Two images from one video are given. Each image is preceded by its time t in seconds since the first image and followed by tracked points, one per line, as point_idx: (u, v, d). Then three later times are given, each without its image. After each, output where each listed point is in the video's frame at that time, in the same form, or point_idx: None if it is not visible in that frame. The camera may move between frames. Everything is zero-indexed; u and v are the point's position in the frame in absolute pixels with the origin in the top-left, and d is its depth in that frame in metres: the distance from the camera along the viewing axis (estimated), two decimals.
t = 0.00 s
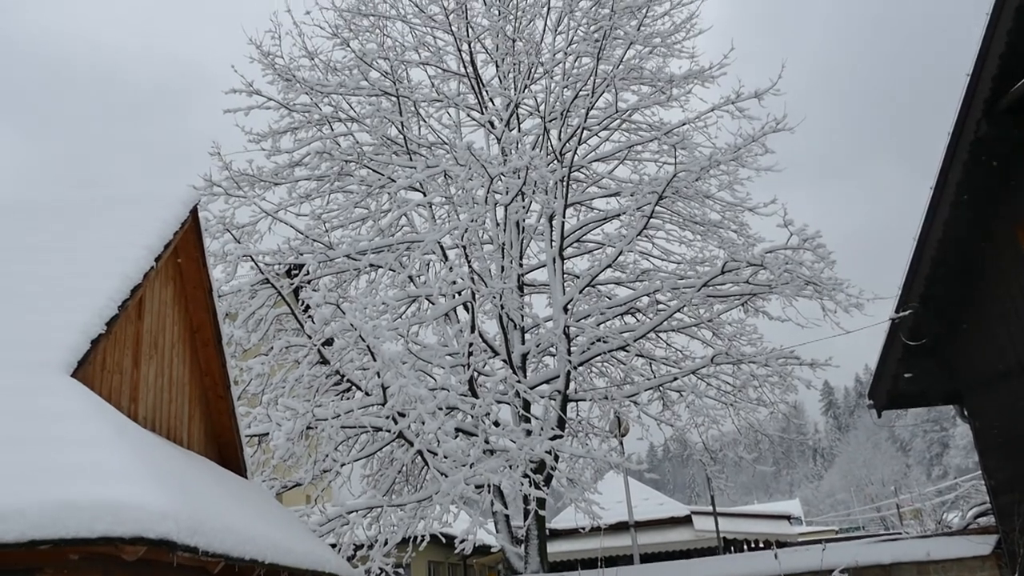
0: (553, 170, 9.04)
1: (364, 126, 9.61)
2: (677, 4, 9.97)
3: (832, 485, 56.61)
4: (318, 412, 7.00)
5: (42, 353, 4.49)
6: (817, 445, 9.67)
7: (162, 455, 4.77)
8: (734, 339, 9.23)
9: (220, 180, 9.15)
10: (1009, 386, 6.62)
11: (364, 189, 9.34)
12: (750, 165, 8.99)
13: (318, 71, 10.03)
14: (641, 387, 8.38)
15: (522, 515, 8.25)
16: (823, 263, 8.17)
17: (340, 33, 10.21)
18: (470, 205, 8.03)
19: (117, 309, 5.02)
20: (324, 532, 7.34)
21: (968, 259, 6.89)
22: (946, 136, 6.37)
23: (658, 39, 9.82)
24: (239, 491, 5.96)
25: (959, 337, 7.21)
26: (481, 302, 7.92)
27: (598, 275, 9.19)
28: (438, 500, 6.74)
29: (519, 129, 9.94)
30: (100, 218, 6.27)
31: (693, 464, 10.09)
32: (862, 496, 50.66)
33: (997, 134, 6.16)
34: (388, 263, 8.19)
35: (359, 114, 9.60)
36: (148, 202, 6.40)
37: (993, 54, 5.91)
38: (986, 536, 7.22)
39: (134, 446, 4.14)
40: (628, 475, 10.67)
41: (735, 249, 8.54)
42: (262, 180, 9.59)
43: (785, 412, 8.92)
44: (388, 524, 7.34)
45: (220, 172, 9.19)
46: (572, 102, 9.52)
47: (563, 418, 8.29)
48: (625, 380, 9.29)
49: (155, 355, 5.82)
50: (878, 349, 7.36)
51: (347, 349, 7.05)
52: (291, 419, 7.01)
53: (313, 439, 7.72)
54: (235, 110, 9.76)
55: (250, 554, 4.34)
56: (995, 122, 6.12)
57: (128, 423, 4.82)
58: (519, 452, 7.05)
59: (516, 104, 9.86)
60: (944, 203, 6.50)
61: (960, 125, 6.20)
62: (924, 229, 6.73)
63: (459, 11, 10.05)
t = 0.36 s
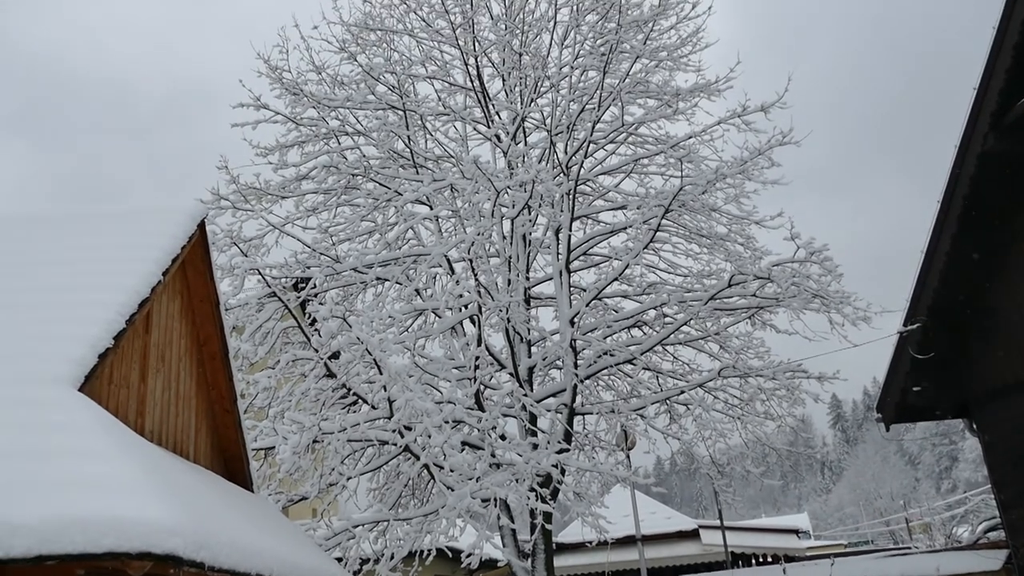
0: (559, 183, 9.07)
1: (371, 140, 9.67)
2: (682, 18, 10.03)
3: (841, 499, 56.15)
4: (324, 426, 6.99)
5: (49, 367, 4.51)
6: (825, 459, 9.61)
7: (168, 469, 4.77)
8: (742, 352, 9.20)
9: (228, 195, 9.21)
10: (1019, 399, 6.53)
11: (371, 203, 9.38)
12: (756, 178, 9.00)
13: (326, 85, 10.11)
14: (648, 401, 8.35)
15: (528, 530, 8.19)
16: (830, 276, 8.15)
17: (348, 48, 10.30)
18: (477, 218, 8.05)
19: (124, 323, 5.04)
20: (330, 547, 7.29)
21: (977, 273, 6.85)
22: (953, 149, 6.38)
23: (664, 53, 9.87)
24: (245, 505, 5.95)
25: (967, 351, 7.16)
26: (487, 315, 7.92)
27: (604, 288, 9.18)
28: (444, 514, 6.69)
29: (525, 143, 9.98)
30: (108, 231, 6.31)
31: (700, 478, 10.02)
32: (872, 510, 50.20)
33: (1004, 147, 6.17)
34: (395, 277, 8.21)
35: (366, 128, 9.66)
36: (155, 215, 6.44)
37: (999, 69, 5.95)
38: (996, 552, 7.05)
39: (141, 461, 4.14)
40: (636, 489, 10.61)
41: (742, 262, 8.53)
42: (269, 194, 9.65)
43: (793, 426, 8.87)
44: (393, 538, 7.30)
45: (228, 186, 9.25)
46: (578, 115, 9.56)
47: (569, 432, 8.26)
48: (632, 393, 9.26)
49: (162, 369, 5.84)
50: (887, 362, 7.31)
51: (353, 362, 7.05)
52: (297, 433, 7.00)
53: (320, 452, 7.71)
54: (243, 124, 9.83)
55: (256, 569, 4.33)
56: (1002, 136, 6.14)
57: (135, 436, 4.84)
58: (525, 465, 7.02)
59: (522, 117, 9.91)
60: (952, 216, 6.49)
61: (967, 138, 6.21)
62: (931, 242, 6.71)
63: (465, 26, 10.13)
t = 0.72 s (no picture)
0: (563, 197, 9.09)
1: (375, 153, 9.70)
2: (684, 32, 10.08)
3: (846, 513, 55.79)
4: (327, 439, 6.97)
5: (53, 382, 4.52)
6: (830, 472, 9.56)
7: (171, 483, 4.76)
8: (746, 365, 9.18)
9: (232, 208, 9.25)
10: None
11: (375, 216, 9.41)
12: (759, 191, 9.01)
13: (330, 99, 10.18)
14: (652, 414, 8.32)
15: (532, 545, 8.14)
16: (834, 289, 8.14)
17: (352, 62, 10.37)
18: (480, 231, 8.06)
19: (129, 337, 5.05)
20: (333, 561, 7.17)
21: (981, 286, 6.84)
22: (957, 161, 6.39)
23: (667, 66, 9.91)
24: (248, 519, 5.93)
25: (973, 365, 7.10)
26: (491, 328, 7.92)
27: (608, 301, 9.18)
28: (447, 528, 6.66)
29: (528, 156, 10.02)
30: (112, 246, 6.33)
31: (705, 492, 9.98)
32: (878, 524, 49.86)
33: (1008, 159, 6.18)
34: (399, 290, 8.22)
35: (370, 141, 9.70)
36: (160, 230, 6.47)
37: (1002, 82, 5.97)
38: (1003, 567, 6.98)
39: (145, 475, 4.14)
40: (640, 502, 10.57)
41: (745, 275, 8.53)
42: (273, 208, 9.69)
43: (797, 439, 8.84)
44: (397, 552, 7.26)
45: (232, 200, 9.29)
46: (581, 129, 9.59)
47: (573, 446, 8.23)
48: (636, 406, 9.23)
49: (165, 382, 5.84)
50: (891, 375, 7.28)
51: (356, 376, 7.04)
52: (300, 446, 6.99)
53: (323, 466, 7.69)
54: (247, 138, 9.88)
55: None
56: (1006, 148, 6.16)
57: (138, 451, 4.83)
58: (529, 479, 7.00)
59: (526, 131, 9.95)
60: (956, 228, 6.48)
61: (971, 150, 6.23)
62: (935, 254, 6.70)
63: (469, 40, 10.21)
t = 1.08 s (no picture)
0: (567, 210, 9.10)
1: (380, 167, 9.74)
2: (689, 46, 10.12)
3: (853, 527, 55.36)
4: (332, 453, 6.95)
5: (59, 396, 4.53)
6: (837, 486, 9.50)
7: (175, 497, 4.75)
8: (751, 378, 9.14)
9: (238, 222, 9.29)
10: None
11: (380, 229, 9.44)
12: (764, 204, 9.01)
13: (335, 113, 10.24)
14: (658, 427, 8.28)
15: (538, 560, 8.08)
16: (840, 302, 8.11)
17: (357, 76, 10.44)
18: (485, 244, 8.08)
19: (135, 351, 5.07)
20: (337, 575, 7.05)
21: (987, 299, 6.81)
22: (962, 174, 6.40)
23: (672, 80, 9.96)
24: (252, 533, 5.92)
25: (980, 378, 7.08)
26: (496, 341, 7.91)
27: (613, 315, 9.16)
28: (452, 542, 6.62)
29: (533, 169, 10.05)
30: (119, 261, 6.36)
31: (711, 506, 9.92)
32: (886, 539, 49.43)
33: (1013, 172, 6.18)
34: (404, 303, 8.23)
35: (375, 155, 9.75)
36: (166, 244, 6.49)
37: (1006, 96, 5.98)
38: None
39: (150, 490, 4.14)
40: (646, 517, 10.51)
41: (751, 288, 8.51)
42: (279, 221, 9.73)
43: (804, 453, 8.79)
44: (402, 567, 7.21)
45: (238, 214, 9.33)
46: (586, 142, 9.62)
47: (579, 459, 8.20)
48: (641, 420, 9.20)
49: (171, 396, 5.85)
50: (898, 388, 7.25)
51: (361, 389, 7.03)
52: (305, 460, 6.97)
53: (327, 480, 7.66)
54: (253, 152, 9.93)
55: None
56: (1010, 161, 6.17)
57: (143, 465, 4.83)
58: (534, 492, 6.97)
59: (530, 145, 9.98)
60: (961, 241, 6.47)
61: (976, 163, 6.23)
62: (941, 268, 6.68)
63: (474, 54, 10.27)
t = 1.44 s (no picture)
0: (572, 224, 9.12)
1: (386, 181, 9.79)
2: (693, 61, 10.17)
3: (860, 543, 54.91)
4: (336, 466, 6.93)
5: (64, 409, 4.54)
6: (843, 501, 9.44)
7: (178, 510, 4.75)
8: (757, 393, 9.11)
9: (243, 235, 9.34)
10: None
11: (385, 243, 9.48)
12: (769, 218, 9.02)
13: (341, 127, 10.31)
14: (662, 442, 8.25)
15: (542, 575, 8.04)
16: (845, 316, 8.10)
17: (364, 91, 10.52)
18: (490, 258, 8.09)
19: (140, 364, 5.08)
20: None
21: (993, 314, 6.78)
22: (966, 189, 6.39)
23: (676, 94, 10.00)
24: (255, 547, 5.91)
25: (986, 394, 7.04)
26: (500, 355, 7.91)
27: (618, 329, 9.15)
28: (456, 557, 6.59)
29: (538, 184, 10.08)
30: (125, 273, 6.39)
31: (716, 521, 9.86)
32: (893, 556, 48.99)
33: (1019, 187, 6.17)
34: (408, 316, 8.24)
35: (380, 169, 9.79)
36: (170, 257, 6.52)
37: (1011, 110, 5.96)
38: None
39: (154, 503, 4.14)
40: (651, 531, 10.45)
41: (756, 302, 8.50)
42: (284, 235, 9.77)
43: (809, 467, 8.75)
44: None
45: (244, 227, 9.38)
46: (590, 157, 9.65)
47: (583, 474, 8.17)
48: (646, 435, 9.17)
49: (175, 410, 5.86)
50: (903, 403, 7.22)
51: (365, 403, 7.02)
52: (309, 474, 6.96)
53: (331, 494, 7.65)
54: (259, 165, 9.98)
55: None
56: (1015, 175, 6.15)
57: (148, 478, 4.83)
58: (538, 507, 6.94)
59: (535, 159, 10.02)
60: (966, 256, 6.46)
61: (980, 178, 6.23)
62: (946, 282, 6.67)
63: (479, 69, 10.35)
